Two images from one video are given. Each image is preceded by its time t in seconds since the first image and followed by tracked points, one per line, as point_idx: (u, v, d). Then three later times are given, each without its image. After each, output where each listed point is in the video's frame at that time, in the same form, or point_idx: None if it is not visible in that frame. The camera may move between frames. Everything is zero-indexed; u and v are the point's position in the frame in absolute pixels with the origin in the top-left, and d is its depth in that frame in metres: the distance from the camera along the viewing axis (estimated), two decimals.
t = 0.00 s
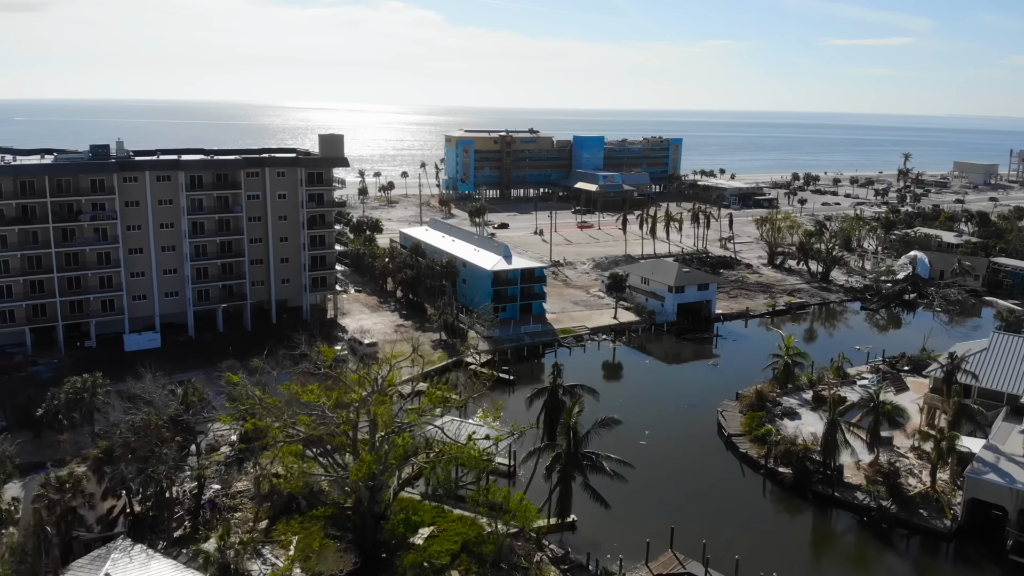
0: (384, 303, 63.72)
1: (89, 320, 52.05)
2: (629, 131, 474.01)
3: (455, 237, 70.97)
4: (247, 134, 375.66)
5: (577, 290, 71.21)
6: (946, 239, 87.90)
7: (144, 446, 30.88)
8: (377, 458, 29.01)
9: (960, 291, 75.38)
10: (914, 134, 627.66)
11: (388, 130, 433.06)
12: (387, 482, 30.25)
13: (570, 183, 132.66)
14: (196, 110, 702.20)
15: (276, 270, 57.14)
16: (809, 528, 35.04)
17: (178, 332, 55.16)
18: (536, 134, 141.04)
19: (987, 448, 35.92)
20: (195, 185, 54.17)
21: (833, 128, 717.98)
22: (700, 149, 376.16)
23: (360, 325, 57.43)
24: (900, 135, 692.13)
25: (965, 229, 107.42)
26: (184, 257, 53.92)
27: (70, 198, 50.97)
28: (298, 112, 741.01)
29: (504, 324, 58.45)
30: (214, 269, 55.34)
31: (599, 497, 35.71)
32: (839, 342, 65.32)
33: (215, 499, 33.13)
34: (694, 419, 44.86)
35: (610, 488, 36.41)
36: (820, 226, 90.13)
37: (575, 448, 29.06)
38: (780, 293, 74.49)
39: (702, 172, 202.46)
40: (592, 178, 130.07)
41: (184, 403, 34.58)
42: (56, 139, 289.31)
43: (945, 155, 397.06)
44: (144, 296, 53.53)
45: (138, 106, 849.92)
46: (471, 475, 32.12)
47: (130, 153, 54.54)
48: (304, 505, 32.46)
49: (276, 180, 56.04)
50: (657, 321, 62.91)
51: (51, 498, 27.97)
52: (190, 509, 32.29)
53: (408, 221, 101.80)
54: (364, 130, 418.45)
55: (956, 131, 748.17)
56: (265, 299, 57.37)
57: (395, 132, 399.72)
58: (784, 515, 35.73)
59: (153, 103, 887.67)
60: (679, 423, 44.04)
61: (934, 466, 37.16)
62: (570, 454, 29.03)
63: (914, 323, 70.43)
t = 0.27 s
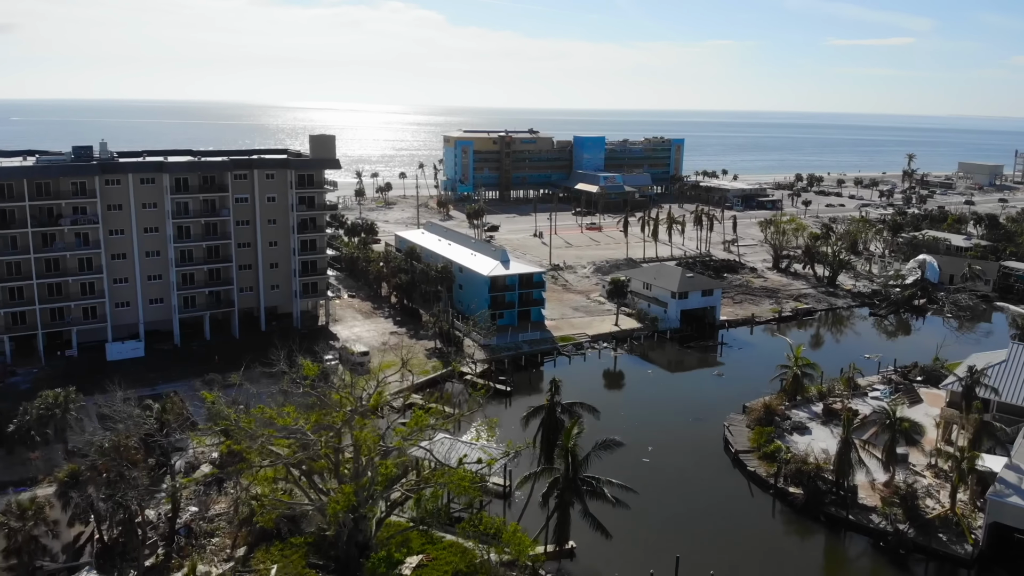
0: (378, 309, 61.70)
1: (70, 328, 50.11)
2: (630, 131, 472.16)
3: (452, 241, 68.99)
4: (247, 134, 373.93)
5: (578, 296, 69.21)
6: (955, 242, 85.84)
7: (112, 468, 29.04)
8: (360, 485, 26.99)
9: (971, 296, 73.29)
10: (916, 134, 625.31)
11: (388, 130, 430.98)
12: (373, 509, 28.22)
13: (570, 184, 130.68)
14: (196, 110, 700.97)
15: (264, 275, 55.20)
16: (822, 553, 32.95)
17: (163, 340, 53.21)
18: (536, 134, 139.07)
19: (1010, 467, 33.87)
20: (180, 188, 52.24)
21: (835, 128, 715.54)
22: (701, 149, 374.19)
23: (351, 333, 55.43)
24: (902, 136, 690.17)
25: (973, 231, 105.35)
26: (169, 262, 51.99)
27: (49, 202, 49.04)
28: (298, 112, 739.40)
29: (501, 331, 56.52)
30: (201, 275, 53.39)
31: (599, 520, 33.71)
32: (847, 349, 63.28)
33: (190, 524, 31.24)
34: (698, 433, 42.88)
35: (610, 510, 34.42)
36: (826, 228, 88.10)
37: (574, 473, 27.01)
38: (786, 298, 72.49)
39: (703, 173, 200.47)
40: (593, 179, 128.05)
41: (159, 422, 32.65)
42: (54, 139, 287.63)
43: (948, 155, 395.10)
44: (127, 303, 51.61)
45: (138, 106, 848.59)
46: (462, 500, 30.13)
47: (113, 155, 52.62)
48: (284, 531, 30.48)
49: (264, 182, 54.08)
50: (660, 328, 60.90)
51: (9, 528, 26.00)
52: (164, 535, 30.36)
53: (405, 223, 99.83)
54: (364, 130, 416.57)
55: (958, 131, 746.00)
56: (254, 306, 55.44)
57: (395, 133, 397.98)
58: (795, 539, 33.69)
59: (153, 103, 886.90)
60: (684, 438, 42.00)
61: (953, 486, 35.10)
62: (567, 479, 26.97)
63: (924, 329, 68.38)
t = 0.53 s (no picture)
0: (371, 316, 59.68)
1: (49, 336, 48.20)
2: (631, 130, 470.10)
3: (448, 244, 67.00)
4: (246, 134, 371.73)
5: (578, 301, 67.12)
6: (965, 245, 83.72)
7: (78, 494, 27.03)
8: (341, 516, 24.99)
9: (982, 302, 71.24)
10: (918, 134, 622.89)
11: (387, 130, 428.80)
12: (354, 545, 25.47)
13: (570, 185, 128.62)
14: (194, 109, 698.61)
15: (252, 281, 53.30)
16: None
17: (147, 349, 51.29)
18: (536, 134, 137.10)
19: None
20: (164, 192, 50.33)
21: (837, 128, 713.01)
22: (702, 149, 371.91)
23: (343, 341, 53.46)
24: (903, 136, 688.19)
25: (981, 233, 103.28)
26: (153, 268, 50.09)
27: (27, 206, 47.06)
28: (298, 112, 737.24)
29: (498, 338, 54.55)
30: (186, 281, 51.48)
31: (600, 549, 31.64)
32: (855, 356, 61.25)
33: (163, 552, 29.33)
34: (705, 449, 40.86)
35: (612, 535, 32.40)
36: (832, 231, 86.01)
37: (573, 502, 25.05)
38: (792, 303, 70.48)
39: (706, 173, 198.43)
40: (593, 179, 125.98)
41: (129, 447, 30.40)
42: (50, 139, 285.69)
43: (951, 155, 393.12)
44: (109, 310, 49.73)
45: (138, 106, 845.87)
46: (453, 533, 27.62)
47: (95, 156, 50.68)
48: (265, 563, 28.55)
49: (252, 185, 52.20)
50: (663, 335, 58.89)
51: None
52: (136, 566, 28.44)
53: (402, 225, 97.79)
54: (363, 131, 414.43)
55: (959, 131, 744.16)
56: (242, 312, 53.60)
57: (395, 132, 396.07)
58: (808, 566, 31.68)
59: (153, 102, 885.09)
60: (688, 455, 40.01)
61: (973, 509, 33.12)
62: (565, 509, 24.96)
63: (934, 336, 66.35)
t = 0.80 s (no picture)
0: (364, 322, 57.66)
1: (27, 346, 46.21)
2: (632, 130, 467.92)
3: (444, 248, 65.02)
4: (245, 134, 369.73)
5: (577, 307, 65.13)
6: (975, 248, 81.64)
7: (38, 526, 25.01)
8: (317, 553, 22.92)
9: (994, 307, 69.19)
10: (920, 134, 620.44)
11: (387, 130, 426.96)
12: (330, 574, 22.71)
13: (571, 186, 126.56)
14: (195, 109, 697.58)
15: (239, 288, 51.35)
16: None
17: (130, 359, 49.27)
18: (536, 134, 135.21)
19: None
20: (147, 195, 48.37)
21: (839, 128, 710.47)
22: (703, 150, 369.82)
23: (333, 350, 51.47)
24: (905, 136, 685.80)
25: (990, 235, 101.13)
26: (136, 275, 48.12)
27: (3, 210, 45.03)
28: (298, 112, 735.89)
29: (494, 347, 52.56)
30: (171, 288, 49.51)
31: None
32: (864, 364, 59.23)
33: None
34: (710, 467, 38.85)
35: (614, 565, 30.30)
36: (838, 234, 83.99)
37: (570, 537, 23.06)
38: (798, 309, 68.46)
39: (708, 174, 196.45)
40: (594, 181, 123.98)
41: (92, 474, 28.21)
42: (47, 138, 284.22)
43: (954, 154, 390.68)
44: (90, 318, 47.75)
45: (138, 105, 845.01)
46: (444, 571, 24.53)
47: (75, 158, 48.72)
48: None
49: (239, 188, 50.27)
50: (666, 343, 56.86)
51: None
52: None
53: (398, 227, 95.88)
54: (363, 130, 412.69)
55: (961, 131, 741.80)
56: (229, 319, 51.67)
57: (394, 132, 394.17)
58: None
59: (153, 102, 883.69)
60: (692, 474, 37.98)
61: (996, 535, 31.09)
62: (563, 546, 22.96)
63: (944, 343, 64.30)
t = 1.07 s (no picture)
0: (356, 329, 55.73)
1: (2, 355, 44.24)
2: (633, 130, 465.80)
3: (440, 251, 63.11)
4: (245, 134, 367.71)
5: (577, 313, 63.20)
6: (986, 251, 79.57)
7: None
8: None
9: (1007, 313, 67.16)
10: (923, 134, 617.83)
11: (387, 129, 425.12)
12: None
13: (571, 187, 124.61)
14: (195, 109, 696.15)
15: (225, 294, 49.54)
16: None
17: (112, 368, 47.36)
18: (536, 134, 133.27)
19: None
20: (128, 199, 46.52)
21: (841, 128, 708.06)
22: (705, 150, 367.67)
23: (323, 358, 49.53)
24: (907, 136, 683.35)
25: (999, 238, 98.98)
26: (117, 281, 46.20)
27: None
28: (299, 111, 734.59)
29: (490, 355, 50.68)
30: (154, 294, 47.60)
31: None
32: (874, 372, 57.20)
33: None
34: (717, 485, 36.82)
35: None
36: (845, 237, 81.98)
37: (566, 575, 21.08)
38: (805, 315, 66.47)
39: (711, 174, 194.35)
40: (595, 181, 122.03)
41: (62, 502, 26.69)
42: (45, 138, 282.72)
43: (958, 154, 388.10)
44: (69, 327, 45.82)
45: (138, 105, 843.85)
46: None
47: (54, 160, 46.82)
48: None
49: (224, 192, 48.61)
50: (669, 351, 54.91)
51: None
52: None
53: (395, 229, 94.01)
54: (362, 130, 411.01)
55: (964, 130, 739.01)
56: (215, 327, 49.87)
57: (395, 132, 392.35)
58: None
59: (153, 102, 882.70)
60: (697, 493, 35.96)
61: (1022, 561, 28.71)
62: None
63: (956, 349, 62.28)
